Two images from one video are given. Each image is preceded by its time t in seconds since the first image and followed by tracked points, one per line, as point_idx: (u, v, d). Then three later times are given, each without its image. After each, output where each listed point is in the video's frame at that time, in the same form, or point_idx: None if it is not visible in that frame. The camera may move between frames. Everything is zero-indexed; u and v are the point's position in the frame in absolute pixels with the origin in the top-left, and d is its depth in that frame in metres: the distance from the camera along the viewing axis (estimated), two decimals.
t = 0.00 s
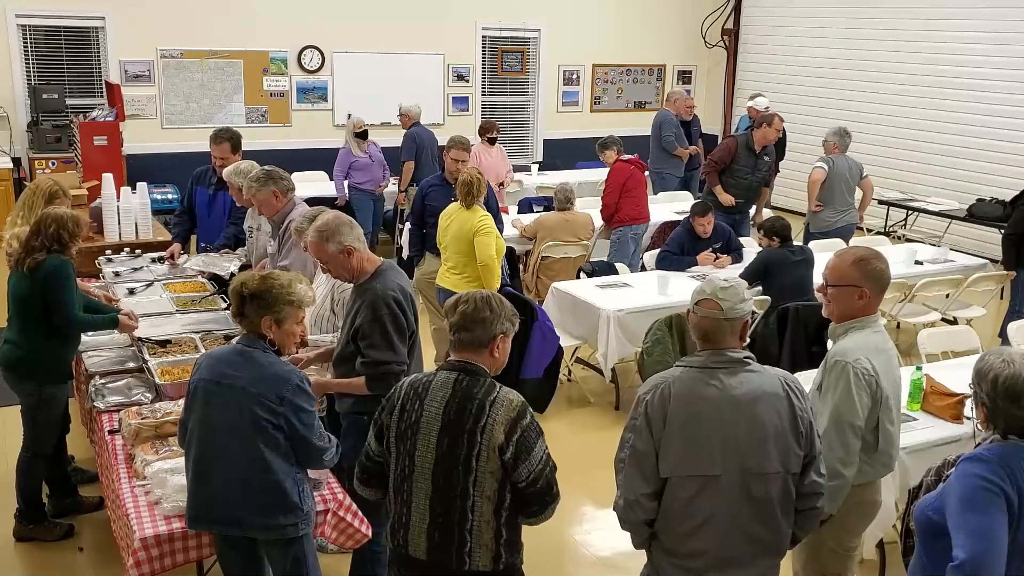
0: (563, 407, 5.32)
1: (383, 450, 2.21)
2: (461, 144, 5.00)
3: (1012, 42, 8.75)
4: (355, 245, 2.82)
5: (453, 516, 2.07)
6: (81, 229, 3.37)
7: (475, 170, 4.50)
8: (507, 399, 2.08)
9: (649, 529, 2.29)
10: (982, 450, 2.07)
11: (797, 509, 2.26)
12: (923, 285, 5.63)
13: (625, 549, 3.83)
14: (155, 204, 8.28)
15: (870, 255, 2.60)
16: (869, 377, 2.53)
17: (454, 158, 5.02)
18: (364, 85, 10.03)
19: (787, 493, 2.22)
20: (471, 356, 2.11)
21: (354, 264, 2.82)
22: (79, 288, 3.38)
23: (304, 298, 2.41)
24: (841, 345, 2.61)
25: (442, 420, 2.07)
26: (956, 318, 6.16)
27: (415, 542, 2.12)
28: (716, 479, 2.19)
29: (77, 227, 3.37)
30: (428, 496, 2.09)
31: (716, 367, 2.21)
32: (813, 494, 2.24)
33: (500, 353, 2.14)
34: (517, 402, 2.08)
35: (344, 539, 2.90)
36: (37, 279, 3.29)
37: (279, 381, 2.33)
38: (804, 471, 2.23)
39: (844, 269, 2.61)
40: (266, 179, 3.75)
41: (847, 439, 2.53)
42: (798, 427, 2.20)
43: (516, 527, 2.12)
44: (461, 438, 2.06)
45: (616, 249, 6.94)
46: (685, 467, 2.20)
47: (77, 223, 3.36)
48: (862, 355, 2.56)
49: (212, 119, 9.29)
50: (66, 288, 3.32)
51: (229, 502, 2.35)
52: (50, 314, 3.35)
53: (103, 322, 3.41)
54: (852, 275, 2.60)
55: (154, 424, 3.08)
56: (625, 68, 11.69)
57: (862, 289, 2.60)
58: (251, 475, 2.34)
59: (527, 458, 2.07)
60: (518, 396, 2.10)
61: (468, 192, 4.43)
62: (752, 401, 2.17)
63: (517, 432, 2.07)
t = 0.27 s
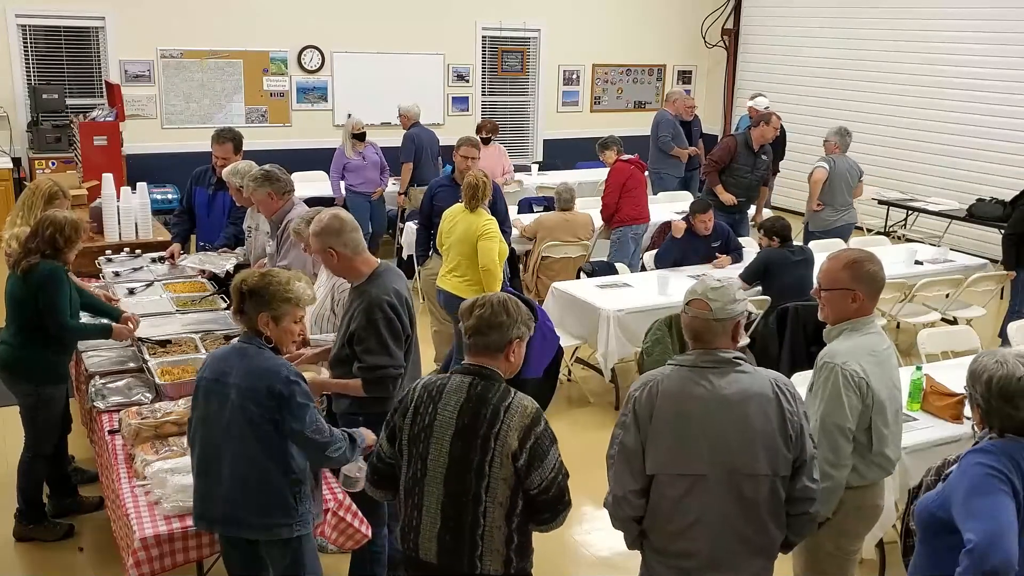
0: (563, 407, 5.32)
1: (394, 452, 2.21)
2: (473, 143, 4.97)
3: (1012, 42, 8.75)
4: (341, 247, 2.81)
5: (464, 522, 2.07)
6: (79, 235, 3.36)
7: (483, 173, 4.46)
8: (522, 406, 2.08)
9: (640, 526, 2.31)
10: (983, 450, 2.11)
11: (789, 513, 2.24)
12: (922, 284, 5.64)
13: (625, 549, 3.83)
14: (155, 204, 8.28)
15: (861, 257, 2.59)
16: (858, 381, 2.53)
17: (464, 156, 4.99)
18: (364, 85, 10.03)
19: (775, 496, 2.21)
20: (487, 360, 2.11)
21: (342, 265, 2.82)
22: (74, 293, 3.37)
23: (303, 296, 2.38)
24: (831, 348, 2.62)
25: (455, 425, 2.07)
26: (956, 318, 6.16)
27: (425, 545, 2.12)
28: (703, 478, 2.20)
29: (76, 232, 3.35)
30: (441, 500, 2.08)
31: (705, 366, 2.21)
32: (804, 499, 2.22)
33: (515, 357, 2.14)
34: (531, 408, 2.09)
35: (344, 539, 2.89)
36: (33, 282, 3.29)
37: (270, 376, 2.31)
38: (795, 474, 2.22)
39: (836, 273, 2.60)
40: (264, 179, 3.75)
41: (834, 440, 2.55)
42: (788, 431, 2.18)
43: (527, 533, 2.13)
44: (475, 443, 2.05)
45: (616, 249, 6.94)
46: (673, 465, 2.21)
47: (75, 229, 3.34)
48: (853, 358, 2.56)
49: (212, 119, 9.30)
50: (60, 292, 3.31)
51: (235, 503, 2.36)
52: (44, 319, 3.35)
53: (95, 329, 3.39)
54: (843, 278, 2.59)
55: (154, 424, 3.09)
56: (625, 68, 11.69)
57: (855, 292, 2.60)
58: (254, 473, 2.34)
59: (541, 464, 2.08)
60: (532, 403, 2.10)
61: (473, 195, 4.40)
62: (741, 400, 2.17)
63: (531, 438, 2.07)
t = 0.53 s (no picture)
0: (563, 407, 5.32)
1: (406, 455, 2.20)
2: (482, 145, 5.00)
3: (1012, 43, 8.75)
4: (338, 245, 2.83)
5: (476, 525, 2.07)
6: (75, 248, 3.33)
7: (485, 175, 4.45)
8: (536, 410, 2.08)
9: (624, 523, 2.32)
10: (988, 447, 2.12)
11: (773, 519, 2.23)
12: (923, 284, 5.64)
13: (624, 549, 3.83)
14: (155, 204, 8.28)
15: (840, 256, 2.60)
16: (865, 389, 2.52)
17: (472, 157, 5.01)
18: (364, 85, 10.03)
19: (758, 499, 2.19)
20: (502, 364, 2.10)
21: (338, 263, 2.85)
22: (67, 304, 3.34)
23: (309, 297, 2.35)
24: (831, 358, 2.60)
25: (470, 428, 2.06)
26: (956, 319, 6.17)
27: (436, 548, 2.12)
28: (682, 476, 2.21)
29: (72, 246, 3.32)
30: (454, 503, 2.08)
31: (690, 365, 2.23)
32: (790, 504, 2.20)
33: (529, 360, 2.14)
34: (545, 412, 2.09)
35: (344, 538, 2.88)
36: (26, 292, 3.28)
37: (264, 377, 2.30)
38: (779, 478, 2.20)
39: (816, 275, 2.62)
40: (263, 179, 3.75)
41: (846, 453, 2.52)
42: (772, 434, 2.17)
43: (538, 537, 2.14)
44: (489, 445, 2.05)
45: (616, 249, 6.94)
46: (654, 461, 2.23)
47: (70, 241, 3.31)
48: (853, 365, 2.54)
49: (212, 119, 9.30)
50: (50, 302, 3.29)
51: (242, 505, 2.36)
52: (37, 327, 3.34)
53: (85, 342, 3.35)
54: (824, 279, 2.61)
55: (154, 424, 3.09)
56: (625, 68, 11.69)
57: (838, 292, 2.61)
58: (259, 475, 2.34)
59: (555, 468, 2.08)
60: (546, 405, 2.11)
61: (472, 197, 4.39)
62: (722, 399, 2.17)
63: (546, 442, 2.08)
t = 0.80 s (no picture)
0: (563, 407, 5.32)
1: (416, 458, 2.18)
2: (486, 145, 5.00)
3: (1012, 43, 8.76)
4: (336, 245, 2.85)
5: (488, 528, 2.07)
6: (77, 272, 3.30)
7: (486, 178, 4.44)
8: (550, 411, 2.09)
9: (613, 523, 2.35)
10: (992, 444, 2.12)
11: (760, 522, 2.22)
12: (923, 284, 5.64)
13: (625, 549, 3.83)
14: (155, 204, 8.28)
15: (846, 255, 2.61)
16: (857, 389, 2.52)
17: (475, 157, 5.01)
18: (364, 85, 10.03)
19: (740, 501, 2.19)
20: (513, 364, 2.11)
21: (337, 263, 2.88)
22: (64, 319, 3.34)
23: (320, 300, 2.33)
24: (831, 356, 2.60)
25: (484, 431, 2.06)
26: (956, 319, 6.16)
27: (445, 550, 2.11)
28: (666, 475, 2.22)
29: (73, 270, 3.29)
30: (465, 505, 2.08)
31: (675, 364, 2.24)
32: (777, 508, 2.18)
33: (539, 362, 2.15)
34: (559, 414, 2.10)
35: (344, 540, 2.88)
36: (27, 310, 3.26)
37: (268, 380, 2.30)
38: (765, 481, 2.19)
39: (821, 271, 2.62)
40: (265, 179, 3.74)
41: (835, 451, 2.51)
42: (757, 436, 2.16)
43: (546, 540, 2.15)
44: (505, 447, 2.05)
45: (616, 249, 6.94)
46: (638, 460, 2.25)
47: (72, 266, 3.28)
48: (851, 365, 2.54)
49: (212, 119, 9.30)
50: (47, 318, 3.28)
51: (254, 507, 2.36)
52: (33, 342, 3.32)
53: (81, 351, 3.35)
54: (829, 276, 2.61)
55: (154, 424, 3.09)
56: (625, 68, 11.69)
57: (841, 290, 2.61)
58: (267, 478, 2.34)
59: (569, 469, 2.10)
60: (558, 408, 2.12)
61: (472, 198, 4.38)
62: (707, 399, 2.17)
63: (560, 442, 2.09)
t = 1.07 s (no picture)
0: (563, 407, 5.32)
1: (411, 459, 2.18)
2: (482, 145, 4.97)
3: (1012, 43, 8.76)
4: (333, 244, 2.85)
5: (485, 529, 2.07)
6: (80, 290, 3.26)
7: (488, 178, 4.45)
8: (545, 411, 2.08)
9: (606, 522, 2.37)
10: (996, 443, 2.12)
11: (751, 526, 2.23)
12: (923, 284, 5.63)
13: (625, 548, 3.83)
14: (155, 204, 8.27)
15: (851, 256, 2.60)
16: (860, 389, 2.52)
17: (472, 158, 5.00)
18: (364, 85, 10.03)
19: (729, 502, 2.20)
20: (508, 365, 2.10)
21: (334, 263, 2.88)
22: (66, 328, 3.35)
23: (325, 302, 2.32)
24: (834, 354, 2.61)
25: (480, 430, 2.06)
26: (956, 319, 6.16)
27: (443, 552, 2.11)
28: (654, 475, 2.24)
29: (77, 288, 3.25)
30: (461, 506, 2.08)
31: (666, 364, 2.25)
32: (766, 512, 2.19)
33: (534, 361, 2.15)
34: (554, 413, 2.10)
35: (345, 540, 2.91)
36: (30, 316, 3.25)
37: (274, 380, 2.29)
38: (755, 484, 2.19)
39: (825, 274, 2.62)
40: (269, 178, 3.74)
41: (837, 450, 2.51)
42: (746, 440, 2.16)
43: (544, 540, 2.15)
44: (500, 447, 2.05)
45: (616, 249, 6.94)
46: (627, 459, 2.27)
47: (76, 284, 3.24)
48: (854, 364, 2.55)
49: (213, 119, 9.30)
50: (47, 328, 3.29)
51: (261, 507, 2.37)
52: (33, 349, 3.31)
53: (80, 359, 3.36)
54: (834, 278, 2.61)
55: (153, 424, 3.09)
56: (625, 68, 11.69)
57: (845, 293, 2.61)
58: (270, 479, 2.35)
59: (566, 467, 2.09)
60: (553, 406, 2.11)
61: (471, 197, 4.39)
62: (697, 401, 2.18)
63: (556, 441, 2.08)
